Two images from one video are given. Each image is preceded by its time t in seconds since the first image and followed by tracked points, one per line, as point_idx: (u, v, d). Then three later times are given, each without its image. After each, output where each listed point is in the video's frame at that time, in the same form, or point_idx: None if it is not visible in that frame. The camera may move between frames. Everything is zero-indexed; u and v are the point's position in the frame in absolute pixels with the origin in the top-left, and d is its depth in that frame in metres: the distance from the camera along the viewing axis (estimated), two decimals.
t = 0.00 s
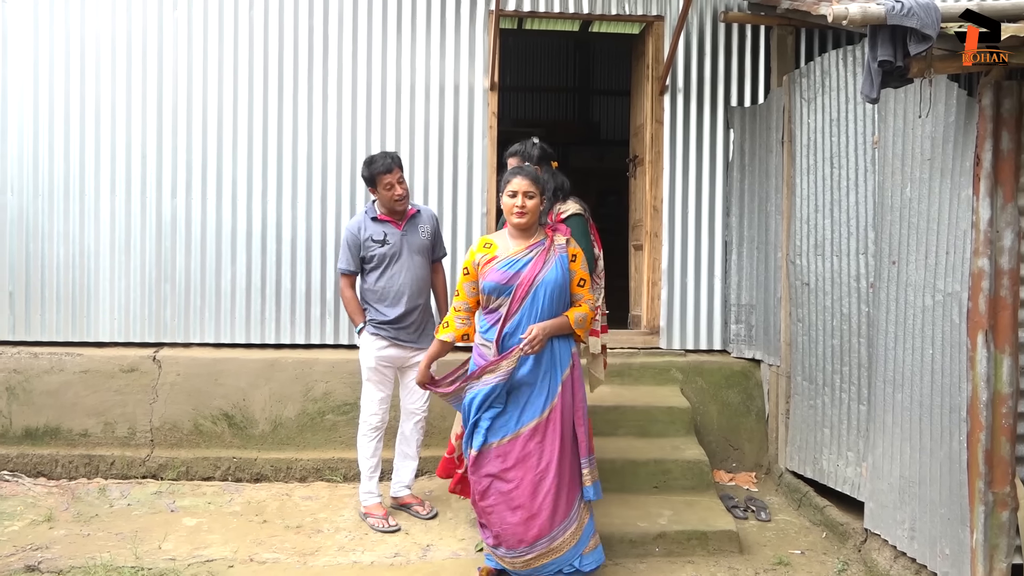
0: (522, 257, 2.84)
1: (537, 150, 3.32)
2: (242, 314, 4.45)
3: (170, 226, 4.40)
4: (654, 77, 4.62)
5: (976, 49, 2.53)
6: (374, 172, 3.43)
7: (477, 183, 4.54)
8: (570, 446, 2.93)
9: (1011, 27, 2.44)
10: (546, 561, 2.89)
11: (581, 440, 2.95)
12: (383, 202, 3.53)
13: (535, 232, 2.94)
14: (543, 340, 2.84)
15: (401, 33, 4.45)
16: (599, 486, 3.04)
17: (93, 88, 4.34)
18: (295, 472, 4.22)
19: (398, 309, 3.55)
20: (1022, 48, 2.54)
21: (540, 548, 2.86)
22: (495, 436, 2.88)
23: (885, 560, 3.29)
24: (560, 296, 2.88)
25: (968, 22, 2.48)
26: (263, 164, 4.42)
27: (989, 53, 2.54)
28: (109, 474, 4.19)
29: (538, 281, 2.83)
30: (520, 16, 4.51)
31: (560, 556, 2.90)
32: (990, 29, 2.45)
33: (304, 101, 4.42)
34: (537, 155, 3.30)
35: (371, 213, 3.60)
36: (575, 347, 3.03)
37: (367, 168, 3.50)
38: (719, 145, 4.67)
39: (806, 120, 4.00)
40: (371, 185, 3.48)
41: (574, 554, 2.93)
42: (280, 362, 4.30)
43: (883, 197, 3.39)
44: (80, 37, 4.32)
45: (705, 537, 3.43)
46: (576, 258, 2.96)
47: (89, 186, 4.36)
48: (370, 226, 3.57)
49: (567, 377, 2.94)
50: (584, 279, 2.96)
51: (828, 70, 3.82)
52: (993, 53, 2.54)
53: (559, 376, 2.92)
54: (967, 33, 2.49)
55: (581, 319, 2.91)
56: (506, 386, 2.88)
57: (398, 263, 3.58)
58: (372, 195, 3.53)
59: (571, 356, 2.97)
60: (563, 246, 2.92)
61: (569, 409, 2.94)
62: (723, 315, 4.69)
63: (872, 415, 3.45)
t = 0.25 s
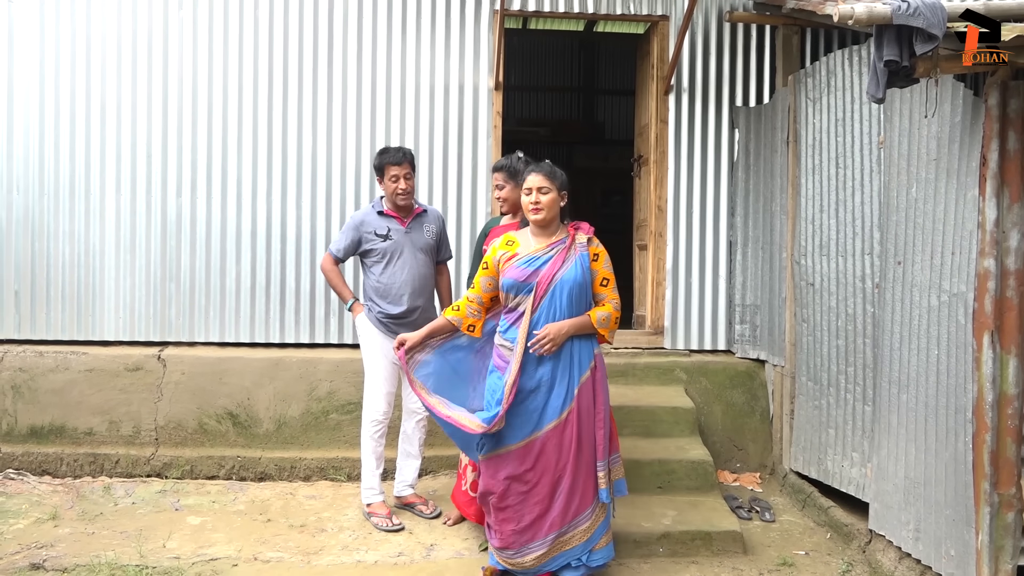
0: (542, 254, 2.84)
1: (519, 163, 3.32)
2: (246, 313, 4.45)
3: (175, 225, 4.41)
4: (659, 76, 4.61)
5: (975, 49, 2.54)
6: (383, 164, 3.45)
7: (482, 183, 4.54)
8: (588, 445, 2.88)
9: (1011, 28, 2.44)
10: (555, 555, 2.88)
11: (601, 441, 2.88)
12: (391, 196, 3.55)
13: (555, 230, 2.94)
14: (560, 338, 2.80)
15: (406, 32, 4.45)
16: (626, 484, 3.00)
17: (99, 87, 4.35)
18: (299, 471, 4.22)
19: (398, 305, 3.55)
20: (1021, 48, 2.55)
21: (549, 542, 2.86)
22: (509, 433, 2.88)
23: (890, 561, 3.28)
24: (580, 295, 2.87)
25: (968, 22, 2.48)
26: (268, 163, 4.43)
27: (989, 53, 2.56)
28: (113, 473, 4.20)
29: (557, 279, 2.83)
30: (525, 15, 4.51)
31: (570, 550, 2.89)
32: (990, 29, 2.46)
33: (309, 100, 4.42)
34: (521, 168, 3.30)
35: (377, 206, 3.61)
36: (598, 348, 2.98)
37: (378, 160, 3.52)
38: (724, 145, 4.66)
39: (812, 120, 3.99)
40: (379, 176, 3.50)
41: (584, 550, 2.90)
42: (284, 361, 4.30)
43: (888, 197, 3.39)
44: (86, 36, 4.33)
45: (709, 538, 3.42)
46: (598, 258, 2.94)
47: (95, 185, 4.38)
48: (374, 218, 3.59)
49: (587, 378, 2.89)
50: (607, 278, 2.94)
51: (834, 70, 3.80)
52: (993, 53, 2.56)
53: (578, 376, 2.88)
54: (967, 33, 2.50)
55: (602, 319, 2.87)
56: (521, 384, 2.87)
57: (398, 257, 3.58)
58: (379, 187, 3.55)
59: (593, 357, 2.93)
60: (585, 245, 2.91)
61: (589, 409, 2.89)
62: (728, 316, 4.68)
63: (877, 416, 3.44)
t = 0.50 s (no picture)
0: (557, 256, 2.87)
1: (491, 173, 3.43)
2: (249, 313, 4.46)
3: (178, 225, 4.41)
4: (662, 76, 4.61)
5: (976, 49, 2.54)
6: (389, 161, 3.47)
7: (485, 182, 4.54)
8: (598, 449, 2.84)
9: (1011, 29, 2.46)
10: (563, 557, 2.86)
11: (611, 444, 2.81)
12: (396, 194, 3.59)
13: (577, 232, 2.95)
14: (567, 340, 2.77)
15: (409, 31, 4.45)
16: (638, 491, 2.95)
17: (103, 86, 4.36)
18: (302, 471, 4.23)
19: (396, 306, 3.53)
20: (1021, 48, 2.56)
21: (556, 545, 2.84)
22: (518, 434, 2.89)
23: (894, 561, 3.28)
24: (594, 298, 2.83)
25: (968, 22, 2.48)
26: (271, 163, 4.43)
27: (989, 53, 2.55)
28: (117, 472, 4.21)
29: (569, 281, 2.83)
30: (528, 15, 4.51)
31: (578, 554, 2.86)
32: (990, 29, 2.47)
33: (312, 100, 4.42)
34: (494, 178, 3.41)
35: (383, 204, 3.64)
36: (616, 351, 2.91)
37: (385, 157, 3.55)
38: (727, 144, 4.66)
39: (816, 119, 3.98)
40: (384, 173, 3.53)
41: (592, 554, 2.86)
42: (287, 360, 4.31)
43: (892, 197, 3.38)
44: (90, 35, 4.34)
45: (712, 538, 3.42)
46: (616, 260, 2.88)
47: (98, 185, 4.38)
48: (377, 215, 3.61)
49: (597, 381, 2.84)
50: (625, 281, 2.85)
51: (838, 69, 3.80)
52: (993, 53, 2.56)
53: (588, 379, 2.84)
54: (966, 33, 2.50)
55: (617, 322, 2.79)
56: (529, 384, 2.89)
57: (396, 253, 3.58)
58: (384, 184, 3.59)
59: (606, 362, 2.87)
60: (601, 247, 2.87)
61: (599, 411, 2.84)
62: (731, 315, 4.68)
63: (881, 416, 3.43)
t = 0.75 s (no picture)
0: (566, 256, 2.88)
1: (485, 170, 3.38)
2: (252, 312, 4.46)
3: (181, 224, 4.41)
4: (665, 75, 4.60)
5: (975, 49, 2.51)
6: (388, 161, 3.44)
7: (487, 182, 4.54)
8: (599, 453, 2.82)
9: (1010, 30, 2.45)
10: (563, 561, 2.86)
11: (611, 449, 2.78)
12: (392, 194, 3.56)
13: (589, 232, 2.92)
14: (565, 342, 2.77)
15: (411, 30, 4.45)
16: (652, 501, 2.85)
17: (106, 85, 4.36)
18: (304, 470, 4.23)
19: (386, 304, 3.50)
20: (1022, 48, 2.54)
21: (556, 549, 2.85)
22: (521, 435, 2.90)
23: (896, 561, 3.27)
24: (596, 301, 2.82)
25: (969, 22, 2.48)
26: (273, 162, 4.43)
27: (989, 53, 2.53)
28: (119, 471, 4.21)
29: (573, 282, 2.83)
30: (530, 14, 4.51)
31: (578, 558, 2.86)
32: (990, 29, 2.46)
33: (314, 99, 4.43)
34: (488, 175, 3.36)
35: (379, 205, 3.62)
36: (622, 354, 2.84)
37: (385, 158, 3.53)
38: (730, 144, 4.65)
39: (818, 119, 3.98)
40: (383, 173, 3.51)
41: (593, 558, 2.86)
42: (290, 360, 4.30)
43: (895, 197, 3.37)
44: (93, 34, 4.34)
45: (714, 538, 3.41)
46: (623, 261, 2.82)
47: (101, 184, 4.38)
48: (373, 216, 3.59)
49: (598, 384, 2.82)
50: (632, 283, 2.80)
51: (841, 68, 3.79)
52: (992, 53, 2.53)
53: (589, 381, 2.82)
54: (966, 33, 2.50)
55: (618, 324, 2.74)
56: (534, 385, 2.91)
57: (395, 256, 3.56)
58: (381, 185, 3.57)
59: (609, 365, 2.83)
60: (609, 247, 2.82)
61: (600, 415, 2.82)
62: (733, 315, 4.67)
63: (884, 416, 3.43)
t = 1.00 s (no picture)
0: (569, 255, 2.89)
1: (486, 169, 3.35)
2: (255, 311, 4.46)
3: (184, 223, 4.41)
4: (668, 75, 4.60)
5: (975, 49, 2.47)
6: (389, 164, 3.34)
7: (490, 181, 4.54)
8: (596, 454, 2.80)
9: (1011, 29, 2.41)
10: (562, 562, 2.86)
11: (606, 449, 2.76)
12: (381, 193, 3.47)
13: (593, 232, 2.91)
14: (561, 344, 2.79)
15: (415, 29, 4.45)
16: (644, 507, 2.82)
17: (109, 84, 4.36)
18: (306, 469, 4.23)
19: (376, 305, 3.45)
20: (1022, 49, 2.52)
21: (557, 548, 2.87)
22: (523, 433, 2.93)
23: (900, 562, 3.27)
24: (595, 300, 2.81)
25: (968, 22, 2.44)
26: (276, 161, 4.43)
27: (990, 54, 2.50)
28: (122, 469, 4.22)
29: (574, 281, 2.84)
30: (533, 14, 4.51)
31: (576, 561, 2.84)
32: (990, 29, 2.42)
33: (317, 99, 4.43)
34: (490, 175, 3.34)
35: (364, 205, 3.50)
36: (622, 355, 2.81)
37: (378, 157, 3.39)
38: (733, 144, 4.65)
39: (822, 119, 3.97)
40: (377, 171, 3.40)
41: (592, 561, 2.82)
42: (293, 359, 4.30)
43: (899, 197, 3.37)
44: (96, 33, 4.34)
45: (718, 538, 3.41)
46: (623, 261, 2.78)
47: (105, 183, 4.39)
48: (362, 216, 3.47)
49: (596, 385, 2.80)
50: (631, 283, 2.77)
51: (845, 68, 3.78)
52: (993, 53, 2.51)
53: (587, 382, 2.82)
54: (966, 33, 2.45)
55: (615, 326, 2.73)
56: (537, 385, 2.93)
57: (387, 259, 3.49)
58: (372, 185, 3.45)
59: (607, 365, 2.80)
60: (609, 247, 2.79)
61: (597, 416, 2.80)
62: (737, 315, 4.67)
63: (888, 417, 3.42)
